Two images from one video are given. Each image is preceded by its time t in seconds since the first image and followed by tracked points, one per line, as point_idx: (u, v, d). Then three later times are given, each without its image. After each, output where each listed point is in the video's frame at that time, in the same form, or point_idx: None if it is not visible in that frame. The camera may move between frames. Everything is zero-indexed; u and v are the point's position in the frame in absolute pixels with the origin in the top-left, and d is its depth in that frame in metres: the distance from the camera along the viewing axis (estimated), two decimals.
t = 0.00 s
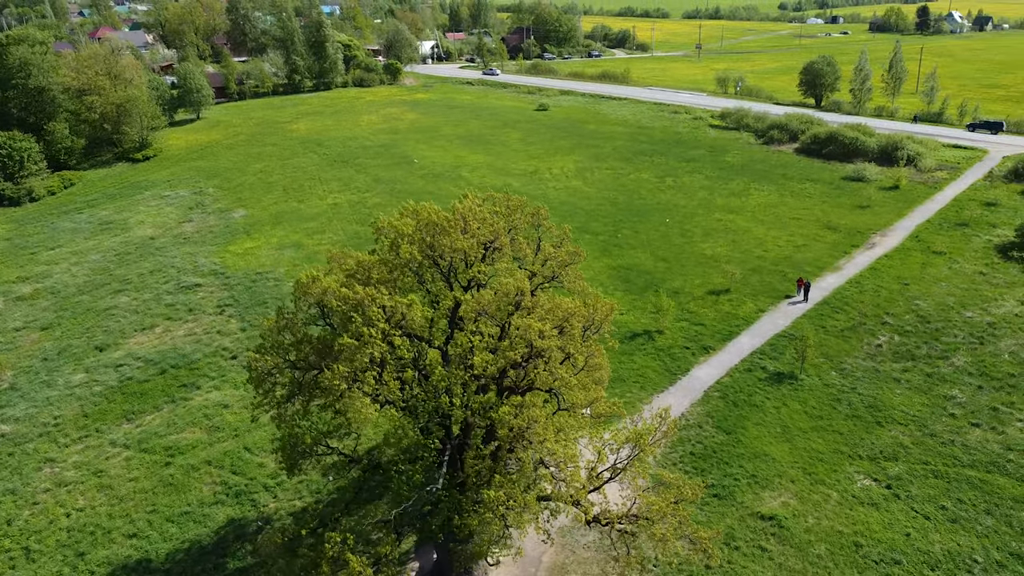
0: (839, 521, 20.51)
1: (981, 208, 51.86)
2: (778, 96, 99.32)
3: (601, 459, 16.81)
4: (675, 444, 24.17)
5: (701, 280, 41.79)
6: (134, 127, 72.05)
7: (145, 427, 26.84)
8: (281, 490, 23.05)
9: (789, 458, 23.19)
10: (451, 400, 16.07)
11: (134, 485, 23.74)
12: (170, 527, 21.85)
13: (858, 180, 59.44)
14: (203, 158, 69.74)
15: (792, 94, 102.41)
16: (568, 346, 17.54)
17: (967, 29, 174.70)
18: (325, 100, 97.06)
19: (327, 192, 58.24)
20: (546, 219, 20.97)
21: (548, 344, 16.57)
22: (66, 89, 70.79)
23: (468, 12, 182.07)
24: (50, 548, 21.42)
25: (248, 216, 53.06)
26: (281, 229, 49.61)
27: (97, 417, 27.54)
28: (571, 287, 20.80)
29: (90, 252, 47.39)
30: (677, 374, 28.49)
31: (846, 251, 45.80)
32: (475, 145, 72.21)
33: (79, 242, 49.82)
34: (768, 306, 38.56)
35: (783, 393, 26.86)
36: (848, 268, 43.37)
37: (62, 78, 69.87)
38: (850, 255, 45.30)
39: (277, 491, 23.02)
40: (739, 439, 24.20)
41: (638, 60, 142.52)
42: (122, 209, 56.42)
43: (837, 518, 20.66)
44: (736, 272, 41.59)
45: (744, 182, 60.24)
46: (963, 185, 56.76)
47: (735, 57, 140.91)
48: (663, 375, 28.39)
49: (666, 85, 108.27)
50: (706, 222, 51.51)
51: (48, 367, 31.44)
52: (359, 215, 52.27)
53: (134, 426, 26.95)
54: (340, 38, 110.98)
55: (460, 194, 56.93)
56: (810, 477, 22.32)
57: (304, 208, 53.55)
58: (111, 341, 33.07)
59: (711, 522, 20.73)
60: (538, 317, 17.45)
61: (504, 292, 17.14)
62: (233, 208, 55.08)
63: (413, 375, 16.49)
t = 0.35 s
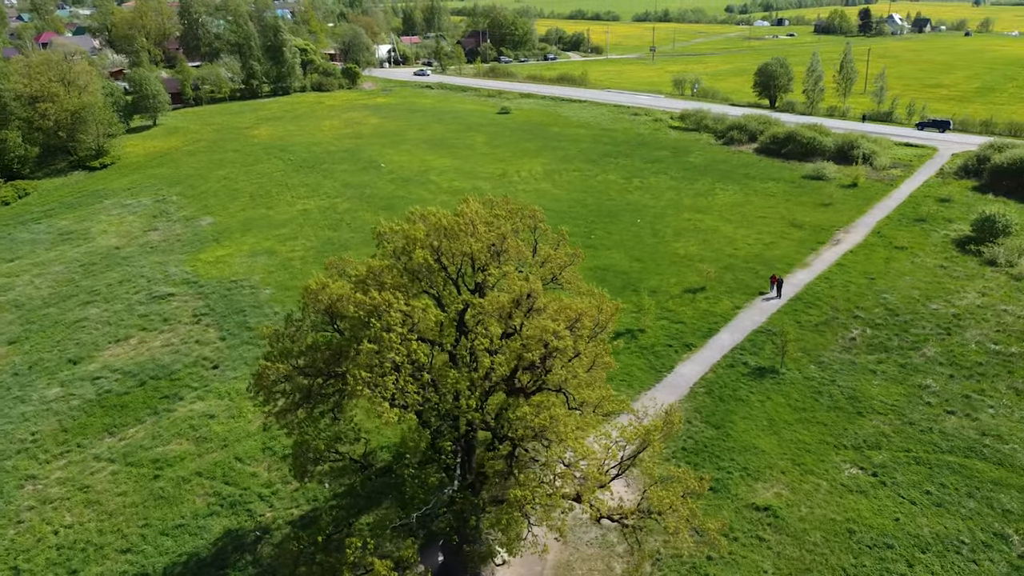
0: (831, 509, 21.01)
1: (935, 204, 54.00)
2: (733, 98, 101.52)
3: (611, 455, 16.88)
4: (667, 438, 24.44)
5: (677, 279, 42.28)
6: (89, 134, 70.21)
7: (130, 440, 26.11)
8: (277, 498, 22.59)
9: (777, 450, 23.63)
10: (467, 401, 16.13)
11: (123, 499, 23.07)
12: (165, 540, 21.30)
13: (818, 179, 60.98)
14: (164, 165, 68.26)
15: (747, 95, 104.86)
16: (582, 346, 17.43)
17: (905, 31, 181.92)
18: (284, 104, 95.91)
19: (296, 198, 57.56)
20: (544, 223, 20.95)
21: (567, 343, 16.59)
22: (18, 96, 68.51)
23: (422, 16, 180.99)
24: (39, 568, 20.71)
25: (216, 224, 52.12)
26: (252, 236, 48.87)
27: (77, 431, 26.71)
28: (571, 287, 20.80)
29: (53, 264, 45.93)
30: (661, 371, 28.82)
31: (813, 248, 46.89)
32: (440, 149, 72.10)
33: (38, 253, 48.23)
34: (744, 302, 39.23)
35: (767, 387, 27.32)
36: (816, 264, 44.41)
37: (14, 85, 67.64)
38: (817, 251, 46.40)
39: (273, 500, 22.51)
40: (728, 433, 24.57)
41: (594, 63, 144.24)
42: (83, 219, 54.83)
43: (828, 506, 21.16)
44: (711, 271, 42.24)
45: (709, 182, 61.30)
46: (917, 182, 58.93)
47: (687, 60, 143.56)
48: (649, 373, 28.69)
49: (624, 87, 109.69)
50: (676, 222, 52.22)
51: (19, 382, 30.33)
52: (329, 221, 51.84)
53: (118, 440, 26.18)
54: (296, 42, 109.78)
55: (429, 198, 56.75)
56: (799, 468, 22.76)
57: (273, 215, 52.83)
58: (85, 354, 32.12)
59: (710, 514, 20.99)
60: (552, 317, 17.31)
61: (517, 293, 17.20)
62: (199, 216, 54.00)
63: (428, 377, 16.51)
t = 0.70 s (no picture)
0: (822, 498, 21.56)
1: (889, 201, 56.12)
2: (686, 100, 103.62)
3: (620, 453, 17.03)
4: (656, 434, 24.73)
5: (651, 279, 42.77)
6: (39, 144, 67.46)
7: (113, 455, 25.31)
8: (274, 509, 22.11)
9: (765, 443, 24.09)
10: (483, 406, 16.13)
11: (113, 516, 22.36)
12: (161, 556, 20.72)
13: (776, 178, 62.52)
14: (118, 174, 66.35)
15: (699, 97, 107.17)
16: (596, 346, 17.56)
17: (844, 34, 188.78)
18: (238, 110, 94.10)
19: (261, 206, 56.63)
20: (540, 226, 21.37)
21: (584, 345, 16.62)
22: None
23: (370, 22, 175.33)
24: None
25: (180, 233, 50.94)
26: (219, 245, 47.93)
27: (56, 449, 25.77)
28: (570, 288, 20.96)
29: (10, 278, 44.18)
30: (646, 370, 29.12)
31: (778, 245, 48.02)
32: (402, 154, 71.72)
33: None
34: (718, 300, 39.92)
35: (748, 382, 27.87)
36: (783, 261, 45.54)
37: None
38: (782, 249, 47.55)
39: (270, 511, 22.03)
40: (716, 428, 24.95)
41: (548, 66, 145.41)
42: (37, 231, 52.89)
43: (819, 494, 21.71)
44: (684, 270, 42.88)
45: (671, 183, 62.29)
46: (869, 180, 61.19)
47: (638, 63, 145.87)
48: (634, 372, 28.96)
49: (578, 91, 110.75)
50: (644, 223, 52.87)
51: None
52: (298, 227, 51.18)
53: (100, 456, 25.34)
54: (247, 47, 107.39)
55: (395, 204, 56.41)
56: (787, 459, 23.27)
57: (240, 223, 51.90)
58: (56, 370, 30.99)
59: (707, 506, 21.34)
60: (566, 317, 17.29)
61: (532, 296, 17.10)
62: (161, 225, 52.65)
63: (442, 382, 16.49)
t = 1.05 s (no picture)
0: (812, 487, 22.08)
1: (849, 198, 57.80)
2: (644, 101, 105.18)
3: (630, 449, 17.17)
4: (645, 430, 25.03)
5: (628, 279, 43.13)
6: None
7: (98, 470, 24.59)
8: (271, 518, 21.72)
9: (753, 436, 24.51)
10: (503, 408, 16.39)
11: (104, 532, 21.74)
12: (158, 570, 20.20)
13: (739, 177, 63.77)
14: (75, 183, 64.37)
15: (657, 98, 108.83)
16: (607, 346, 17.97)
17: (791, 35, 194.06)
18: (195, 116, 92.11)
19: (229, 212, 55.68)
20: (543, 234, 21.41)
21: (600, 345, 17.14)
22: None
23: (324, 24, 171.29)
24: None
25: (147, 241, 49.79)
26: (188, 253, 47.02)
27: (37, 465, 24.91)
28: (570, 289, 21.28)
29: None
30: (631, 368, 29.42)
31: (747, 243, 48.92)
32: (368, 158, 71.19)
33: None
34: (694, 298, 40.47)
35: (731, 376, 28.41)
36: (753, 258, 46.46)
37: None
38: (751, 247, 48.47)
39: (268, 520, 21.66)
40: (705, 423, 25.32)
41: (506, 69, 146.06)
42: None
43: (809, 484, 22.22)
44: (659, 269, 43.41)
45: (638, 183, 63.06)
46: (828, 178, 62.84)
47: (594, 65, 147.45)
48: (621, 370, 29.22)
49: (538, 93, 111.39)
50: (615, 224, 53.33)
51: None
52: (269, 234, 50.45)
53: (84, 471, 24.59)
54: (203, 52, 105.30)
55: (364, 209, 55.99)
56: (775, 451, 23.75)
57: (208, 230, 50.93)
58: (29, 385, 29.92)
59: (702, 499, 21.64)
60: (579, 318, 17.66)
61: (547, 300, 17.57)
62: (126, 234, 51.33)
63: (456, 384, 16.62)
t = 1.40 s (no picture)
0: (802, 477, 22.62)
1: (808, 196, 59.47)
2: (600, 103, 106.58)
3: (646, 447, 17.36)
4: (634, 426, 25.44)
5: (603, 279, 43.47)
6: None
7: (82, 486, 23.77)
8: (269, 529, 21.40)
9: (740, 430, 24.99)
10: (520, 408, 16.59)
11: (96, 549, 21.04)
12: None
13: (700, 178, 64.97)
14: (27, 194, 61.99)
15: (612, 100, 110.35)
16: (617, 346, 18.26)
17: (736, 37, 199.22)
18: (148, 122, 89.67)
19: (193, 221, 54.48)
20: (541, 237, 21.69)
21: (613, 345, 17.54)
22: None
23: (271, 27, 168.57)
24: None
25: (110, 252, 48.39)
26: (156, 263, 45.88)
27: (16, 485, 23.92)
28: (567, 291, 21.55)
29: None
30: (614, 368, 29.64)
31: (715, 242, 49.85)
32: (330, 164, 70.44)
33: None
34: (669, 297, 41.00)
35: (714, 372, 28.90)
36: (723, 256, 47.36)
37: None
38: (720, 245, 49.40)
39: (266, 530, 21.33)
40: (694, 419, 25.70)
41: (459, 72, 146.31)
42: None
43: (799, 474, 22.76)
44: (633, 270, 43.88)
45: (603, 185, 63.75)
46: (786, 177, 64.59)
47: (547, 67, 148.77)
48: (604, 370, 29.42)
49: (494, 96, 111.79)
50: (584, 226, 53.76)
51: None
52: (238, 242, 49.57)
53: (68, 488, 23.75)
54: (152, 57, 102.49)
55: (332, 215, 55.47)
56: (764, 444, 24.24)
57: (173, 239, 49.74)
58: None
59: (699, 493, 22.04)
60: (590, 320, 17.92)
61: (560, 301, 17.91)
62: (87, 245, 49.76)
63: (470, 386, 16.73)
